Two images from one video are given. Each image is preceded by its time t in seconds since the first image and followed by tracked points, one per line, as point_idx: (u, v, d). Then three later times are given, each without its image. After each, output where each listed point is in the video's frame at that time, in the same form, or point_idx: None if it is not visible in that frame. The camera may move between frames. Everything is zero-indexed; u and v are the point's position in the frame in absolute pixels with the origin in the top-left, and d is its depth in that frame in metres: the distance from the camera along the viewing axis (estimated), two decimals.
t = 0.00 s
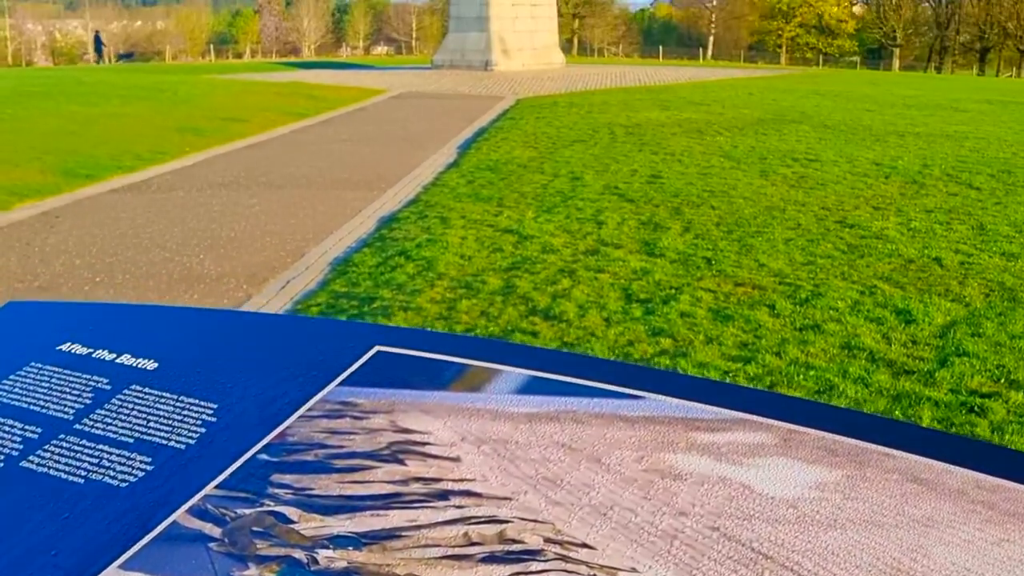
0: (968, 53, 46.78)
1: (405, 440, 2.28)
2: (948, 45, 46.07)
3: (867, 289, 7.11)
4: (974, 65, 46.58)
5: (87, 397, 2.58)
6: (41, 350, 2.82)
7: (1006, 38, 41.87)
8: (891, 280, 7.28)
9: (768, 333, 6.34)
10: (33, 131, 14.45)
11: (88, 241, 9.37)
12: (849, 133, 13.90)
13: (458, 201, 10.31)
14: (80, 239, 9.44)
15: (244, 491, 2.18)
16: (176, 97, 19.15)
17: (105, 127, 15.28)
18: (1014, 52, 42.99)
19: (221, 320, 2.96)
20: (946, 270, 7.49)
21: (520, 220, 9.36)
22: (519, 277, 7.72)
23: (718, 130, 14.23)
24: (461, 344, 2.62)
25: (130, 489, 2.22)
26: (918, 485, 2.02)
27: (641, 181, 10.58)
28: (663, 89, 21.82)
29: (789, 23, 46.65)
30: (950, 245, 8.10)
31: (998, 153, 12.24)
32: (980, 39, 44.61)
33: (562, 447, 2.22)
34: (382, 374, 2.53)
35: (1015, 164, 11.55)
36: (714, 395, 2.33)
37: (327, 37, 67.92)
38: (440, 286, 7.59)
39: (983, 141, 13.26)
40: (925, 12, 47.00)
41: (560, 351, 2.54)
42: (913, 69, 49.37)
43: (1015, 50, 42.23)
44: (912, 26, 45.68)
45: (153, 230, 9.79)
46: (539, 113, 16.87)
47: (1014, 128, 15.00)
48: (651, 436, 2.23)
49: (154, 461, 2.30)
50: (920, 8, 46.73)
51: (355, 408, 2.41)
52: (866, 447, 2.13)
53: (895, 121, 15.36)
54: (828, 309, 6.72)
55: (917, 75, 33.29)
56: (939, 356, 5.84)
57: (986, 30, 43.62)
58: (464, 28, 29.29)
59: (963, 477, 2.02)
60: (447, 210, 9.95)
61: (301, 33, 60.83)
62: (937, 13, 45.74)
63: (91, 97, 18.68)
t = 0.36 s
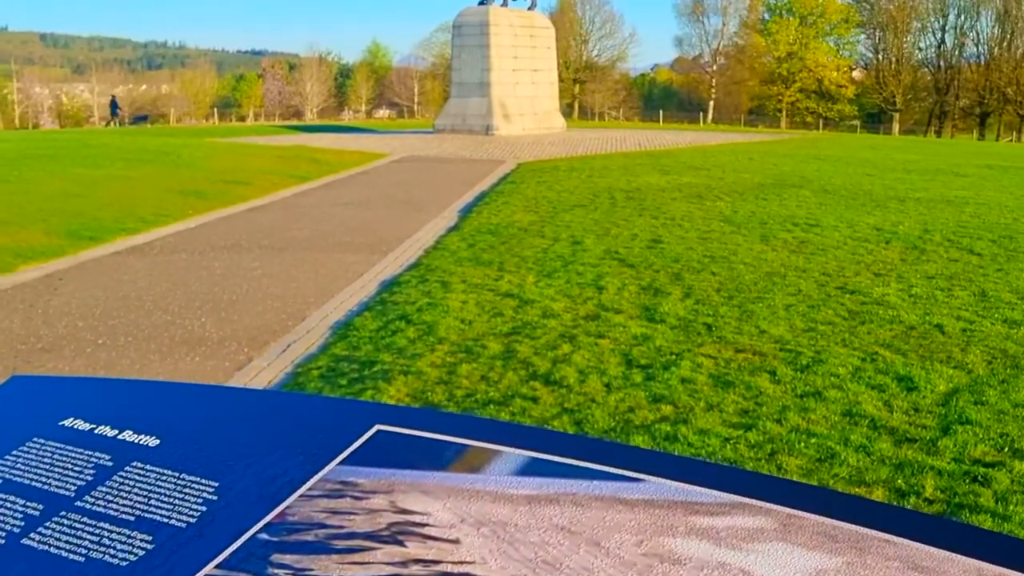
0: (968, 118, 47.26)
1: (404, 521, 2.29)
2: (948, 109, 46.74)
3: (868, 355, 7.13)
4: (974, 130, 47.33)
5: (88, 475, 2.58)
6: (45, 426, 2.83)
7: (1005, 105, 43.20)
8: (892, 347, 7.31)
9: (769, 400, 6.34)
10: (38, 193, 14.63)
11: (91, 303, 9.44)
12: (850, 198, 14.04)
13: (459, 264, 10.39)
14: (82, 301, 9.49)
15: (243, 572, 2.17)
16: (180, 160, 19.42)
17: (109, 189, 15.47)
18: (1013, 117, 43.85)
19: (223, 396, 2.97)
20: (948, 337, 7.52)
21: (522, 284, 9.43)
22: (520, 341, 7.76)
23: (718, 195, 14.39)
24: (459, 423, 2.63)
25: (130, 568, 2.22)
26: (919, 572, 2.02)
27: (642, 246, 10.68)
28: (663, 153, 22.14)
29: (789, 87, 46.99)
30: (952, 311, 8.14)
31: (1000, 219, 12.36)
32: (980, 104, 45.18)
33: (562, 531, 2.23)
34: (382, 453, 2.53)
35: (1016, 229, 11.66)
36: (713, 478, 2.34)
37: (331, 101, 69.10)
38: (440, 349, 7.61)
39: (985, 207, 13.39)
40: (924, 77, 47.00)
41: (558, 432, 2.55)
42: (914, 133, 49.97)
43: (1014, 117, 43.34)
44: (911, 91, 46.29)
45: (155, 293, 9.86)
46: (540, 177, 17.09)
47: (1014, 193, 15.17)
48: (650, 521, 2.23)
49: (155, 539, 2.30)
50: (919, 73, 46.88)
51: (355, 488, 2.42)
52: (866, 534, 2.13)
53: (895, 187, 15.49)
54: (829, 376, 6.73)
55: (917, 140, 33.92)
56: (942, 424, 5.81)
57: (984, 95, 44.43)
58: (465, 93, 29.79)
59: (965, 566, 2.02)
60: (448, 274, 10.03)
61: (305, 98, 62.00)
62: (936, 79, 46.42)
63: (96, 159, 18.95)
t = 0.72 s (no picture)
0: (967, 183, 48.04)
1: None
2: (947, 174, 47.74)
3: (870, 426, 7.10)
4: (973, 195, 48.30)
5: (88, 559, 2.57)
6: (46, 510, 2.83)
7: (1004, 170, 44.35)
8: (894, 418, 7.29)
9: (770, 472, 6.30)
10: (42, 260, 14.77)
11: (93, 370, 9.45)
12: (850, 265, 14.17)
13: (461, 331, 10.45)
14: (84, 368, 9.51)
15: None
16: (184, 226, 19.65)
17: (113, 255, 15.62)
18: (1013, 183, 44.95)
19: (225, 479, 2.99)
20: (950, 407, 7.50)
21: (523, 352, 9.46)
22: (521, 411, 7.75)
23: (718, 262, 14.54)
24: (460, 511, 2.64)
25: None
26: None
27: (643, 314, 10.76)
28: (664, 220, 22.40)
29: (789, 154, 47.47)
30: (953, 381, 8.14)
31: (1000, 286, 12.46)
32: (979, 169, 46.07)
33: None
34: (382, 540, 2.54)
35: (1016, 297, 11.76)
36: (715, 567, 2.33)
37: (334, 167, 70.07)
38: (441, 419, 7.60)
39: (985, 274, 13.52)
40: (923, 143, 47.66)
41: (558, 520, 2.55)
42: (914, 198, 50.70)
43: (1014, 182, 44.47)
44: (910, 157, 46.95)
45: (158, 360, 9.89)
46: (541, 243, 17.29)
47: (1014, 260, 15.33)
48: None
49: None
50: (917, 139, 47.52)
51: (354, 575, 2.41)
52: None
53: (895, 254, 15.61)
54: (831, 447, 6.70)
55: (916, 205, 34.37)
56: (945, 498, 5.77)
57: (983, 160, 45.32)
58: (467, 159, 30.20)
59: None
60: (449, 341, 10.08)
61: (309, 164, 63.02)
62: (934, 145, 47.02)
63: (100, 225, 19.18)
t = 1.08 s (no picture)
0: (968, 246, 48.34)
1: None
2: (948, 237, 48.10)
3: (873, 495, 7.05)
4: (974, 257, 48.56)
5: None
6: None
7: (1004, 234, 44.42)
8: (897, 486, 7.24)
9: (773, 542, 6.24)
10: (45, 323, 14.81)
11: (94, 436, 9.42)
12: (852, 329, 14.21)
13: (462, 397, 10.43)
14: (84, 435, 9.47)
15: None
16: (187, 289, 19.76)
17: (116, 319, 15.68)
18: (1013, 246, 45.17)
19: (222, 560, 2.97)
20: (953, 475, 7.45)
21: (525, 419, 9.44)
22: (522, 479, 7.70)
23: (720, 326, 14.60)
24: None
25: None
26: None
27: (645, 379, 10.75)
28: (666, 283, 22.56)
29: (790, 216, 47.71)
30: (956, 449, 8.09)
31: (1002, 350, 12.50)
32: (978, 232, 46.28)
33: None
34: None
35: (1018, 361, 11.78)
36: None
37: (337, 230, 70.64)
38: (442, 488, 7.55)
39: (987, 338, 13.57)
40: (924, 205, 48.41)
41: None
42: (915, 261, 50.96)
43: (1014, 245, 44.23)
44: (910, 219, 47.43)
45: (159, 425, 9.85)
46: (543, 307, 17.37)
47: (1015, 324, 15.40)
48: None
49: None
50: (917, 202, 48.21)
51: None
52: None
53: (897, 318, 15.66)
54: (834, 517, 6.64)
55: (918, 268, 34.58)
56: (950, 570, 5.70)
57: (983, 223, 45.48)
58: (470, 222, 30.45)
59: None
60: (451, 407, 10.06)
61: (312, 227, 63.70)
62: (934, 207, 47.46)
63: (104, 289, 19.30)
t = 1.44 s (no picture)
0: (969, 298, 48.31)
1: None
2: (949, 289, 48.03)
3: (876, 552, 7.01)
4: (975, 309, 48.67)
5: None
6: None
7: (1005, 286, 44.87)
8: (900, 544, 7.19)
9: None
10: (47, 376, 14.82)
11: (93, 492, 9.41)
12: (853, 383, 14.21)
13: (463, 452, 10.40)
14: (83, 490, 9.43)
15: None
16: (190, 342, 19.79)
17: (118, 372, 15.69)
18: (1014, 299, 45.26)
19: None
20: (956, 532, 7.42)
21: (526, 474, 9.42)
22: (523, 535, 7.67)
23: (722, 380, 14.58)
24: None
25: None
26: None
27: (647, 434, 10.73)
28: (668, 336, 22.58)
29: (791, 269, 48.05)
30: (959, 505, 8.06)
31: (1005, 405, 12.46)
32: (979, 285, 46.39)
33: None
34: None
35: (1021, 417, 11.73)
36: None
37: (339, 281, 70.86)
38: (443, 544, 7.52)
39: (989, 392, 13.53)
40: (924, 258, 48.48)
41: None
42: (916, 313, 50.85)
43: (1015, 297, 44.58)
44: (911, 271, 47.60)
45: (158, 480, 9.84)
46: (545, 360, 17.37)
47: (1017, 378, 15.39)
48: None
49: None
50: (918, 254, 48.30)
51: None
52: None
53: (898, 372, 15.68)
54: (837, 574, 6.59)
55: (920, 321, 34.62)
56: None
57: (984, 275, 45.65)
58: (472, 274, 30.61)
59: None
60: (452, 462, 10.02)
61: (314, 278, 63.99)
62: (935, 259, 47.64)
63: (107, 341, 19.33)
